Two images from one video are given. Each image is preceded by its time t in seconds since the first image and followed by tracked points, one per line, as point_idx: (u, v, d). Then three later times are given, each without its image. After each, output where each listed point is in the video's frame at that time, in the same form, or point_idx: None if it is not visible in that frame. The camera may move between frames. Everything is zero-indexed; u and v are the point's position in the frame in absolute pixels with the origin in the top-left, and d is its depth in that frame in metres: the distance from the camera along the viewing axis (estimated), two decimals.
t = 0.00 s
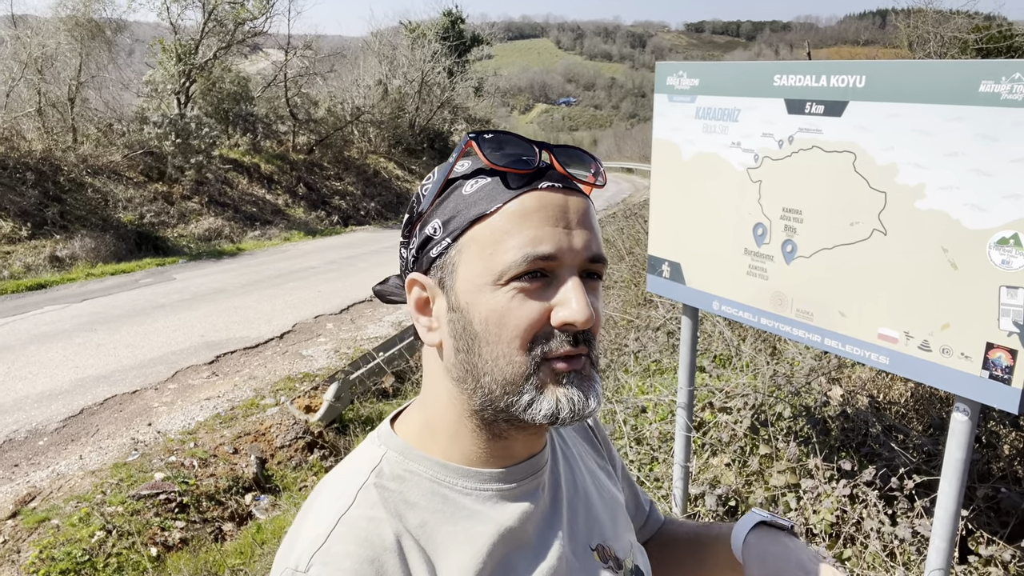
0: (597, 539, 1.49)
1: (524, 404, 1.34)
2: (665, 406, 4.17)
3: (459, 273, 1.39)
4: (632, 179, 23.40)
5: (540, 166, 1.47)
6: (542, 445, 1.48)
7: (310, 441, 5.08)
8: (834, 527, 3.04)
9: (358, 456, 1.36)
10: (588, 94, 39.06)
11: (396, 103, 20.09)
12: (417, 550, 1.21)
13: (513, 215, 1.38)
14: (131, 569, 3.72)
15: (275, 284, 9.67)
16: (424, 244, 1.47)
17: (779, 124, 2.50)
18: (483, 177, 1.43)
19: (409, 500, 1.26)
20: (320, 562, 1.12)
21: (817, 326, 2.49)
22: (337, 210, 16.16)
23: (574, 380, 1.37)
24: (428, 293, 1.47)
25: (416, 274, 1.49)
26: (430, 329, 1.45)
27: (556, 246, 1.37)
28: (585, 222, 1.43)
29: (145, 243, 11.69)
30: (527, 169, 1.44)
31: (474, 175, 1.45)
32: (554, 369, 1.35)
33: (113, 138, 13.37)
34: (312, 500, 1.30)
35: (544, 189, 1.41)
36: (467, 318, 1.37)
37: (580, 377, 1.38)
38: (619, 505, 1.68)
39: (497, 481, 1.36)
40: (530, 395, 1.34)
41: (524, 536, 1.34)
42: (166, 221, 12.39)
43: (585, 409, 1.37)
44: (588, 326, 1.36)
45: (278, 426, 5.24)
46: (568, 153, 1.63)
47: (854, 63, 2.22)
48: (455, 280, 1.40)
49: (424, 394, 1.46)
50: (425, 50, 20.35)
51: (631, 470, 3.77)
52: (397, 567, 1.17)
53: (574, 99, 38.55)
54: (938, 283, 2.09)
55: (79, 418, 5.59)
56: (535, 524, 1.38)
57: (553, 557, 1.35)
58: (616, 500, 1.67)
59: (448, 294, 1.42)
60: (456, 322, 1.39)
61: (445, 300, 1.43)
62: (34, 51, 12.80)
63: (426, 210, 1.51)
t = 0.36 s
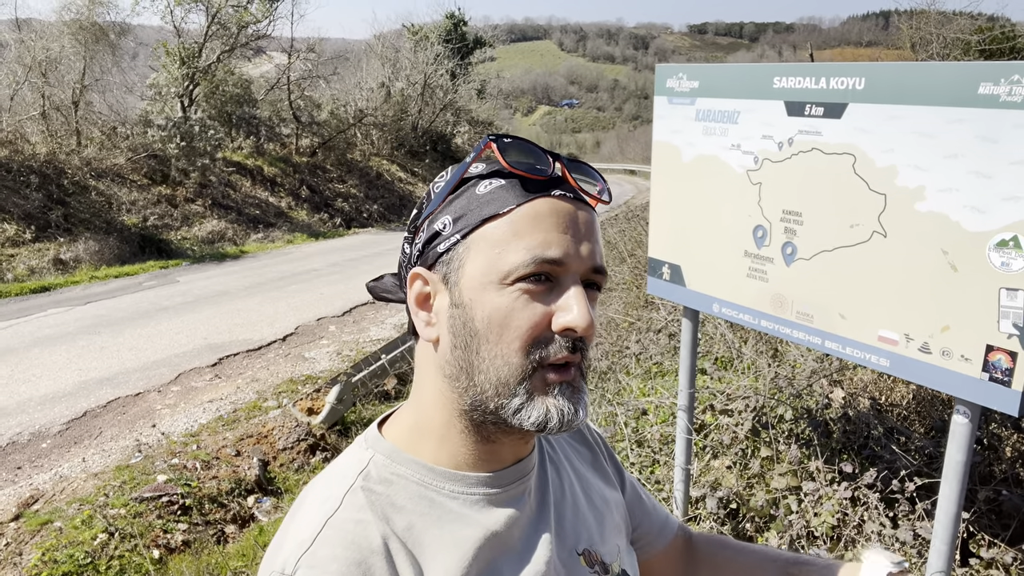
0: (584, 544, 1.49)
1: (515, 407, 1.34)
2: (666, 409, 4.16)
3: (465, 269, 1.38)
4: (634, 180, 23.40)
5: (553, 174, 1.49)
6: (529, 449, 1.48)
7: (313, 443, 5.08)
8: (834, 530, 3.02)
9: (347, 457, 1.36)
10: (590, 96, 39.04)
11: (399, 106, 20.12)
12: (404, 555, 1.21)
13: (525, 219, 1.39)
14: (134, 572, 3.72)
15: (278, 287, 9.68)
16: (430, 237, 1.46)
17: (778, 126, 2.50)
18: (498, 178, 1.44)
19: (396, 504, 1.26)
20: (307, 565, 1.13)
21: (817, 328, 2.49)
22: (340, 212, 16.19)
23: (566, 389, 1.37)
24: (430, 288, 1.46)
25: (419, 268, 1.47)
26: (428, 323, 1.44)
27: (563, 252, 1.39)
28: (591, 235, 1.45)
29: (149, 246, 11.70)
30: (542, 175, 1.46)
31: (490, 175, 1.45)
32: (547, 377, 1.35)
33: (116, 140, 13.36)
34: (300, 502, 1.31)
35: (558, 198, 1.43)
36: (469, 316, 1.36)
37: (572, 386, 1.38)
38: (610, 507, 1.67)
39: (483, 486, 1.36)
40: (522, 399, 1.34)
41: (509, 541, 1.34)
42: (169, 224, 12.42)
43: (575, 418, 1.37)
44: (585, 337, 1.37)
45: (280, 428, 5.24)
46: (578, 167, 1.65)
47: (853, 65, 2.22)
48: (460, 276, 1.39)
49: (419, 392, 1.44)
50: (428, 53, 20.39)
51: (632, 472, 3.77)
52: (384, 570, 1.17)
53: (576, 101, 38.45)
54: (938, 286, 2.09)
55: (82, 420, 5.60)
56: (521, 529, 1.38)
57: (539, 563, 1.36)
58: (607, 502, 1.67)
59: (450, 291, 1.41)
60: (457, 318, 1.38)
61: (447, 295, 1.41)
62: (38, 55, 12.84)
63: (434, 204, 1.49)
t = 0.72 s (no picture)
0: (588, 546, 1.48)
1: (484, 413, 1.33)
2: (662, 409, 4.16)
3: (421, 282, 1.41)
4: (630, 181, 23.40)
5: (499, 169, 1.44)
6: (531, 451, 1.45)
7: (308, 445, 5.03)
8: (830, 531, 3.03)
9: (347, 457, 1.36)
10: (586, 97, 39.04)
11: (395, 107, 20.10)
12: (405, 554, 1.21)
13: (466, 224, 1.37)
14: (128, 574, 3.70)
15: (273, 288, 9.66)
16: (395, 252, 1.51)
17: (774, 127, 2.51)
18: (442, 184, 1.43)
19: (398, 502, 1.25)
20: (307, 563, 1.13)
21: (813, 329, 2.49)
22: (336, 213, 16.16)
23: (534, 390, 1.35)
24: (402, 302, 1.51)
25: (391, 285, 1.53)
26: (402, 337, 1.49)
27: (510, 252, 1.35)
28: (546, 225, 1.39)
29: (144, 247, 11.66)
30: (484, 173, 1.42)
31: (434, 181, 1.45)
32: (511, 380, 1.33)
33: (111, 141, 13.33)
34: (302, 501, 1.31)
35: (498, 195, 1.39)
36: (428, 327, 1.39)
37: (542, 386, 1.36)
38: (614, 509, 1.66)
39: (485, 486, 1.34)
40: (488, 405, 1.34)
41: (512, 542, 1.32)
42: (164, 225, 12.38)
43: (547, 418, 1.35)
44: (545, 336, 1.33)
45: (275, 430, 5.22)
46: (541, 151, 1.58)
47: (848, 66, 2.22)
48: (418, 290, 1.42)
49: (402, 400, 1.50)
50: (424, 54, 20.37)
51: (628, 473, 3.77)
52: (385, 570, 1.16)
53: (572, 102, 38.41)
54: (934, 286, 2.09)
55: (76, 422, 5.58)
56: (525, 529, 1.36)
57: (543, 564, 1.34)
58: (610, 503, 1.66)
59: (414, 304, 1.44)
60: (421, 330, 1.42)
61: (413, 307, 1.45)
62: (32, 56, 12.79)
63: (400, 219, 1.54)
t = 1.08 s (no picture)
0: (606, 542, 1.48)
1: (501, 417, 1.33)
2: (657, 409, 4.16)
3: (433, 289, 1.41)
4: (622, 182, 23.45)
5: (506, 171, 1.43)
6: (550, 450, 1.45)
7: (301, 445, 5.02)
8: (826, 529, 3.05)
9: (368, 454, 1.37)
10: (577, 98, 39.07)
11: (387, 107, 20.06)
12: (427, 549, 1.21)
13: (476, 230, 1.36)
14: None
15: (265, 288, 9.62)
16: (405, 257, 1.51)
17: (771, 127, 2.52)
18: (449, 189, 1.42)
19: (418, 499, 1.26)
20: (331, 559, 1.14)
21: (810, 328, 2.51)
22: (327, 213, 16.12)
23: (551, 393, 1.35)
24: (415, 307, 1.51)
25: (403, 289, 1.53)
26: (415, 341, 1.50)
27: (520, 258, 1.35)
28: (555, 228, 1.38)
29: (133, 247, 11.59)
30: (492, 177, 1.41)
31: (441, 187, 1.44)
32: (528, 384, 1.34)
33: (100, 140, 13.25)
34: (324, 498, 1.32)
35: (506, 200, 1.37)
36: (442, 332, 1.39)
37: (558, 388, 1.36)
38: (631, 505, 1.66)
39: (505, 482, 1.34)
40: (505, 408, 1.34)
41: (532, 539, 1.33)
42: (154, 225, 12.31)
43: (564, 421, 1.35)
44: (559, 340, 1.33)
45: (267, 430, 5.19)
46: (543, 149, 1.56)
47: (845, 67, 2.23)
48: (430, 296, 1.42)
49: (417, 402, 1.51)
50: (415, 54, 20.34)
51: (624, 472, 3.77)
52: (407, 565, 1.17)
53: (563, 103, 38.41)
54: (931, 285, 2.11)
55: (66, 423, 5.53)
56: (545, 526, 1.36)
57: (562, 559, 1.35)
58: (628, 500, 1.65)
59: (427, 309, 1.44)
60: (434, 335, 1.42)
61: (425, 312, 1.45)
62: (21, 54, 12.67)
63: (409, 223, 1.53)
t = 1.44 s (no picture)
0: (606, 541, 1.49)
1: (508, 418, 1.33)
2: (650, 409, 4.16)
3: (436, 292, 1.40)
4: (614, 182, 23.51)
5: (508, 173, 1.42)
6: (552, 449, 1.46)
7: (292, 445, 5.02)
8: (817, 528, 3.07)
9: (368, 453, 1.37)
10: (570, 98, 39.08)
11: (379, 106, 20.00)
12: (430, 547, 1.22)
13: (481, 233, 1.35)
14: None
15: (256, 287, 9.57)
16: (406, 259, 1.49)
17: (764, 129, 2.53)
18: (451, 192, 1.40)
19: (420, 498, 1.26)
20: (333, 557, 1.14)
21: (801, 329, 2.52)
22: (319, 212, 16.07)
23: (558, 392, 1.36)
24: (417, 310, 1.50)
25: (404, 292, 1.51)
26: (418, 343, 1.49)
27: (525, 261, 1.34)
28: (559, 229, 1.38)
29: (123, 245, 11.52)
30: (494, 179, 1.40)
31: (443, 189, 1.42)
32: (535, 384, 1.34)
33: (90, 138, 13.16)
34: (323, 497, 1.31)
35: (510, 202, 1.36)
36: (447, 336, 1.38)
37: (564, 388, 1.37)
38: (630, 506, 1.67)
39: (506, 481, 1.35)
40: (512, 410, 1.34)
41: (532, 538, 1.33)
42: (144, 223, 12.24)
43: (570, 419, 1.36)
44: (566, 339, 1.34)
45: (258, 429, 5.17)
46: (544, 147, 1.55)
47: (838, 69, 2.24)
48: (434, 299, 1.41)
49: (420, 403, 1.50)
50: (408, 53, 20.29)
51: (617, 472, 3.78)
52: (409, 563, 1.17)
53: (556, 103, 38.40)
54: (922, 287, 2.12)
55: (56, 422, 5.50)
56: (544, 524, 1.37)
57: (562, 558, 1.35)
58: (626, 501, 1.67)
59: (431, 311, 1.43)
60: (439, 338, 1.41)
61: (428, 314, 1.44)
62: (10, 50, 12.56)
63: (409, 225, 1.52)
